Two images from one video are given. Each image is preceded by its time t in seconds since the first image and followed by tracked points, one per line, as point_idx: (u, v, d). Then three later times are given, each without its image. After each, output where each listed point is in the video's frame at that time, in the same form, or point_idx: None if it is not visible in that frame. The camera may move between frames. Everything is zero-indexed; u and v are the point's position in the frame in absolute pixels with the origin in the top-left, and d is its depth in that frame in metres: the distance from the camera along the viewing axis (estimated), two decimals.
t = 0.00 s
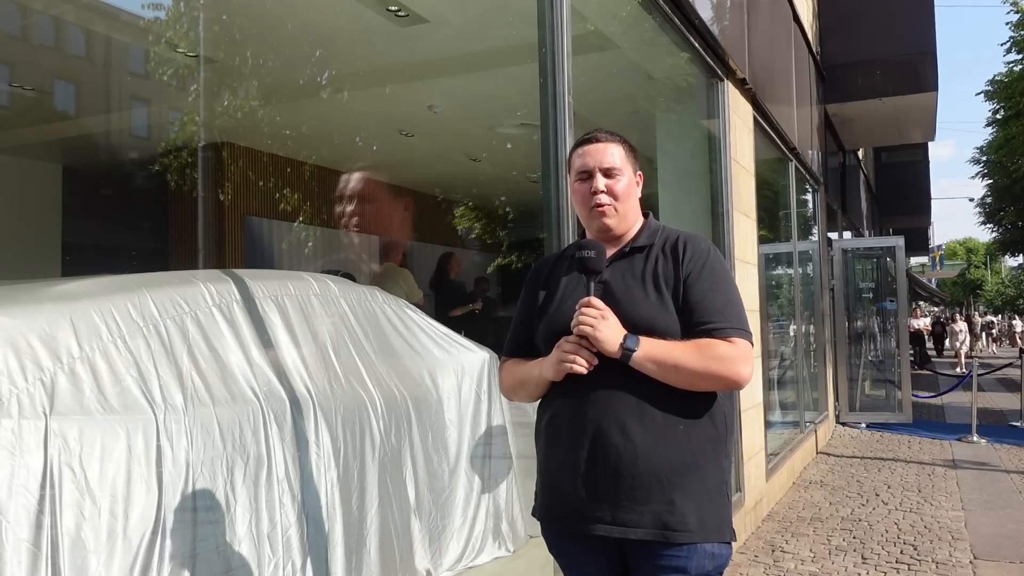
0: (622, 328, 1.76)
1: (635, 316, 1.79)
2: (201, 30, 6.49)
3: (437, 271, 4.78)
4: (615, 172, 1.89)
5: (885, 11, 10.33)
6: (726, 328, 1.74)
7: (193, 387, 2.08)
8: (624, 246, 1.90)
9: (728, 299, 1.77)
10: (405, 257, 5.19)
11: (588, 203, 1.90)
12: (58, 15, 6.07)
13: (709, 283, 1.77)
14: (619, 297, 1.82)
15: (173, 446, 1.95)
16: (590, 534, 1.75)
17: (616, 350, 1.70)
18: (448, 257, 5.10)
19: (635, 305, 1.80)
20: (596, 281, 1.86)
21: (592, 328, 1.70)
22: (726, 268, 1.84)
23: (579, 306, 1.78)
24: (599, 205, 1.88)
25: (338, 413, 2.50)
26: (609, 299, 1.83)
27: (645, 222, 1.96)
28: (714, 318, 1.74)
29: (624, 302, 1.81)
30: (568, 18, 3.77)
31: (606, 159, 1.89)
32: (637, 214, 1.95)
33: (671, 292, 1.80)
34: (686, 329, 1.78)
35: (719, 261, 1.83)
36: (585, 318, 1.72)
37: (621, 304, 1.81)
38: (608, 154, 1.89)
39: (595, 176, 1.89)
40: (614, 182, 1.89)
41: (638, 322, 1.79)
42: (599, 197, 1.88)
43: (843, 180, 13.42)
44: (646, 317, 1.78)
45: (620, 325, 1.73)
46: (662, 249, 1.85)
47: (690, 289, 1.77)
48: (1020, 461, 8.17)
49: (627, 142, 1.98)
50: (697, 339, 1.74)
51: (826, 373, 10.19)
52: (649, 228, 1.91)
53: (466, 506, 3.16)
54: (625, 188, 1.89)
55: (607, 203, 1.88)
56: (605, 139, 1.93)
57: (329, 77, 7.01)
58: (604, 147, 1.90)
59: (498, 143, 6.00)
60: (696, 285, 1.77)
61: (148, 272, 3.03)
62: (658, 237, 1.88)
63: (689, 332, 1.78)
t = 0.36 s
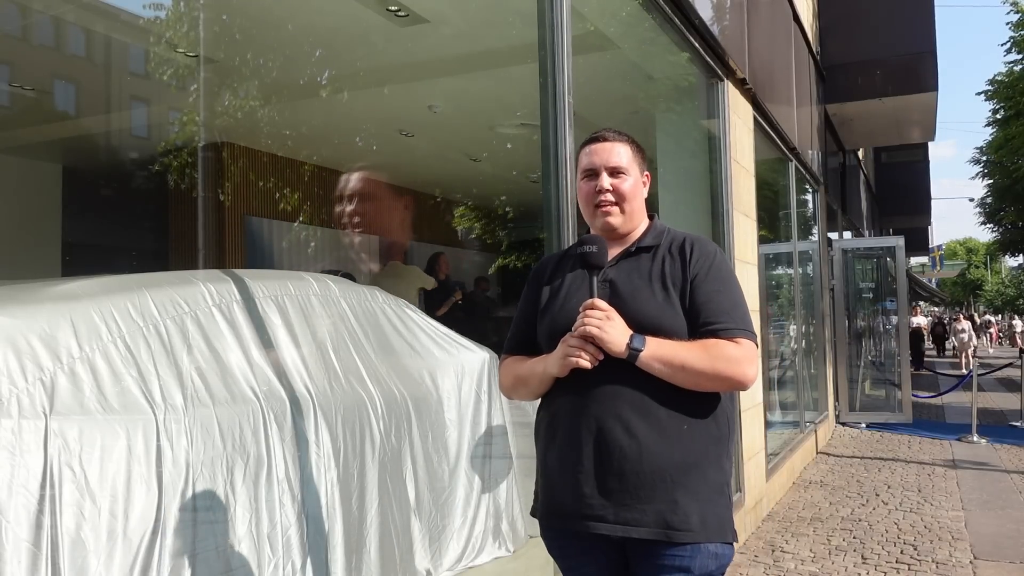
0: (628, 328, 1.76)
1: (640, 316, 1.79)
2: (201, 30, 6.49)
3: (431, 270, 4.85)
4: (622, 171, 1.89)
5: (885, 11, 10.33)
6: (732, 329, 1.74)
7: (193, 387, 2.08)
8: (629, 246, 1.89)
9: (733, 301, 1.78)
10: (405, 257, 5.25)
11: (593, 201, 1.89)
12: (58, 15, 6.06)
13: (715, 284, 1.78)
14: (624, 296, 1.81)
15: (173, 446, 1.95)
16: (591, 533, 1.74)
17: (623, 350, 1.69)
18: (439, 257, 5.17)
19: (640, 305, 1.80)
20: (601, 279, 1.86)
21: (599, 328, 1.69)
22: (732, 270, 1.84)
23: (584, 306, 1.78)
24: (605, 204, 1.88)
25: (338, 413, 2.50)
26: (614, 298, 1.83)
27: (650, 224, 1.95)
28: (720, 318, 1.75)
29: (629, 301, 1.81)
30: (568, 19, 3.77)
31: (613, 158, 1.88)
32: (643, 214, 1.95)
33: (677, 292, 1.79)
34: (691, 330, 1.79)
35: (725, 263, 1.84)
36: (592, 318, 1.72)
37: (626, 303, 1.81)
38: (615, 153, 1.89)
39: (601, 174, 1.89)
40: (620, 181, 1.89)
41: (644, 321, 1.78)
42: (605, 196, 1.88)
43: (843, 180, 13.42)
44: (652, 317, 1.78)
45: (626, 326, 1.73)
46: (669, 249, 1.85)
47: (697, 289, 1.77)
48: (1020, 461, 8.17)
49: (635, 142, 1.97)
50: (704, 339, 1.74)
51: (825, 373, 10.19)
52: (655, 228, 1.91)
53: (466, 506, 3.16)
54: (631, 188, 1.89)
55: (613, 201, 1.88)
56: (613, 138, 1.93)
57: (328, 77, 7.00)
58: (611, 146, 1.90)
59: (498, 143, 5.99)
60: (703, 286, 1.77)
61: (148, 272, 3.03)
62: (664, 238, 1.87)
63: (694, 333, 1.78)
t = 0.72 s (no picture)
0: (632, 330, 1.76)
1: (645, 316, 1.79)
2: (201, 30, 6.48)
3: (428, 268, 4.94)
4: (629, 171, 1.89)
5: (885, 11, 10.33)
6: (735, 332, 1.75)
7: (193, 387, 2.08)
8: (634, 246, 1.89)
9: (737, 303, 1.79)
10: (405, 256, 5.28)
11: (599, 200, 1.90)
12: (58, 15, 6.05)
13: (720, 286, 1.78)
14: (629, 297, 1.81)
15: (173, 446, 1.95)
16: (592, 534, 1.74)
17: (628, 352, 1.69)
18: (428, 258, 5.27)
19: (645, 305, 1.79)
20: (605, 279, 1.85)
21: (604, 331, 1.69)
22: (736, 273, 1.85)
23: (589, 307, 1.78)
24: (611, 203, 1.88)
25: (338, 413, 2.50)
26: (619, 298, 1.82)
27: (654, 225, 1.96)
28: (724, 321, 1.75)
29: (633, 302, 1.80)
30: (568, 19, 3.77)
31: (619, 157, 1.89)
32: (648, 214, 1.95)
33: (682, 294, 1.80)
34: (694, 332, 1.79)
35: (729, 265, 1.84)
36: (596, 320, 1.72)
37: (631, 304, 1.80)
38: (621, 152, 1.89)
39: (608, 174, 1.89)
40: (627, 181, 1.89)
41: (648, 322, 1.78)
42: (612, 195, 1.88)
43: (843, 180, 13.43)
44: (657, 318, 1.78)
45: (630, 328, 1.73)
46: (674, 251, 1.85)
47: (702, 291, 1.78)
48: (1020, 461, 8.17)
49: (641, 143, 1.98)
50: (707, 341, 1.74)
51: (825, 373, 10.19)
52: (660, 229, 1.91)
53: (466, 506, 3.15)
54: (637, 188, 1.90)
55: (619, 201, 1.88)
56: (620, 137, 1.93)
57: (329, 77, 7.00)
58: (617, 146, 1.91)
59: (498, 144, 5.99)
60: (708, 288, 1.77)
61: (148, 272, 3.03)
62: (669, 240, 1.88)
63: (698, 336, 1.78)
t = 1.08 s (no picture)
0: (632, 329, 1.75)
1: (645, 316, 1.78)
2: (201, 30, 6.48)
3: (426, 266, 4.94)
4: (627, 169, 1.89)
5: (885, 11, 10.32)
6: (735, 331, 1.75)
7: (193, 387, 2.08)
8: (633, 245, 1.89)
9: (736, 303, 1.79)
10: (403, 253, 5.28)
11: (599, 200, 1.89)
12: (58, 15, 6.05)
13: (719, 285, 1.78)
14: (628, 297, 1.81)
15: (173, 446, 1.95)
16: (593, 535, 1.74)
17: (629, 352, 1.69)
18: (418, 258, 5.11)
19: (645, 304, 1.79)
20: (605, 279, 1.85)
21: (604, 330, 1.68)
22: (735, 272, 1.85)
23: (589, 307, 1.77)
24: (610, 202, 1.88)
25: (338, 413, 2.50)
26: (618, 298, 1.82)
27: (652, 224, 1.96)
28: (724, 321, 1.75)
29: (633, 302, 1.80)
30: (568, 19, 3.77)
31: (618, 156, 1.89)
32: (646, 213, 1.95)
33: (682, 293, 1.79)
34: (695, 332, 1.79)
35: (729, 264, 1.84)
36: (596, 319, 1.71)
37: (630, 303, 1.80)
38: (619, 151, 1.89)
39: (607, 172, 1.89)
40: (626, 179, 1.89)
41: (648, 321, 1.78)
42: (611, 194, 1.88)
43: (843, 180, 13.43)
44: (657, 318, 1.77)
45: (630, 327, 1.72)
46: (673, 250, 1.85)
47: (701, 291, 1.78)
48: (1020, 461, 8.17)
49: (638, 141, 1.98)
50: (707, 341, 1.74)
51: (825, 372, 10.19)
52: (658, 229, 1.91)
53: (466, 506, 3.15)
54: (636, 186, 1.90)
55: (618, 200, 1.88)
56: (618, 136, 1.93)
57: (329, 77, 6.99)
58: (616, 144, 1.91)
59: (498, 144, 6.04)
60: (707, 287, 1.77)
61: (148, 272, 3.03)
62: (668, 238, 1.88)
63: (698, 335, 1.78)
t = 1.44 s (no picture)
0: (623, 328, 1.75)
1: (637, 315, 1.78)
2: (201, 30, 6.47)
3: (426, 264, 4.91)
4: (619, 166, 1.89)
5: (885, 11, 10.32)
6: (728, 329, 1.73)
7: (193, 387, 2.08)
8: (626, 243, 1.89)
9: (731, 300, 1.77)
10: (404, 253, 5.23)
11: (591, 197, 1.89)
12: (58, 15, 6.03)
13: (712, 282, 1.77)
14: (620, 296, 1.81)
15: (173, 446, 1.95)
16: (587, 538, 1.74)
17: (618, 350, 1.68)
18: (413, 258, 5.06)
19: (637, 303, 1.79)
20: (598, 278, 1.85)
21: (594, 327, 1.68)
22: (730, 269, 1.83)
23: (580, 306, 1.76)
24: (603, 200, 1.88)
25: (338, 413, 2.50)
26: (610, 296, 1.82)
27: (646, 220, 1.96)
28: (717, 319, 1.73)
29: (625, 300, 1.80)
30: (568, 19, 3.77)
31: (609, 153, 1.89)
32: (639, 210, 1.95)
33: (675, 291, 1.78)
34: (688, 330, 1.78)
35: (723, 261, 1.83)
36: (587, 317, 1.71)
37: (622, 302, 1.80)
38: (611, 148, 1.89)
39: (599, 170, 1.88)
40: (619, 176, 1.88)
41: (640, 320, 1.77)
42: (604, 192, 1.87)
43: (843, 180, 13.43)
44: (648, 317, 1.77)
45: (621, 326, 1.72)
46: (665, 247, 1.84)
47: (694, 288, 1.76)
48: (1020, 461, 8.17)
49: (630, 137, 1.98)
50: (700, 339, 1.73)
51: (825, 373, 10.19)
52: (651, 226, 1.91)
53: (466, 506, 3.15)
54: (629, 183, 1.89)
55: (611, 198, 1.88)
56: (609, 132, 1.93)
57: (328, 77, 6.98)
58: (607, 141, 1.90)
59: (498, 144, 6.21)
60: (700, 285, 1.76)
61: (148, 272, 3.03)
62: (661, 236, 1.87)
63: (690, 333, 1.77)
